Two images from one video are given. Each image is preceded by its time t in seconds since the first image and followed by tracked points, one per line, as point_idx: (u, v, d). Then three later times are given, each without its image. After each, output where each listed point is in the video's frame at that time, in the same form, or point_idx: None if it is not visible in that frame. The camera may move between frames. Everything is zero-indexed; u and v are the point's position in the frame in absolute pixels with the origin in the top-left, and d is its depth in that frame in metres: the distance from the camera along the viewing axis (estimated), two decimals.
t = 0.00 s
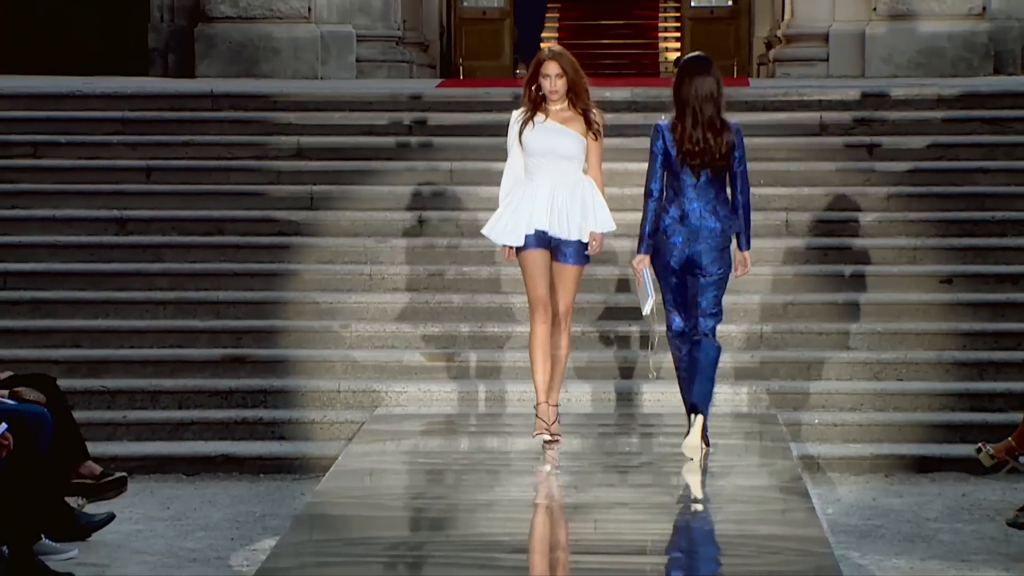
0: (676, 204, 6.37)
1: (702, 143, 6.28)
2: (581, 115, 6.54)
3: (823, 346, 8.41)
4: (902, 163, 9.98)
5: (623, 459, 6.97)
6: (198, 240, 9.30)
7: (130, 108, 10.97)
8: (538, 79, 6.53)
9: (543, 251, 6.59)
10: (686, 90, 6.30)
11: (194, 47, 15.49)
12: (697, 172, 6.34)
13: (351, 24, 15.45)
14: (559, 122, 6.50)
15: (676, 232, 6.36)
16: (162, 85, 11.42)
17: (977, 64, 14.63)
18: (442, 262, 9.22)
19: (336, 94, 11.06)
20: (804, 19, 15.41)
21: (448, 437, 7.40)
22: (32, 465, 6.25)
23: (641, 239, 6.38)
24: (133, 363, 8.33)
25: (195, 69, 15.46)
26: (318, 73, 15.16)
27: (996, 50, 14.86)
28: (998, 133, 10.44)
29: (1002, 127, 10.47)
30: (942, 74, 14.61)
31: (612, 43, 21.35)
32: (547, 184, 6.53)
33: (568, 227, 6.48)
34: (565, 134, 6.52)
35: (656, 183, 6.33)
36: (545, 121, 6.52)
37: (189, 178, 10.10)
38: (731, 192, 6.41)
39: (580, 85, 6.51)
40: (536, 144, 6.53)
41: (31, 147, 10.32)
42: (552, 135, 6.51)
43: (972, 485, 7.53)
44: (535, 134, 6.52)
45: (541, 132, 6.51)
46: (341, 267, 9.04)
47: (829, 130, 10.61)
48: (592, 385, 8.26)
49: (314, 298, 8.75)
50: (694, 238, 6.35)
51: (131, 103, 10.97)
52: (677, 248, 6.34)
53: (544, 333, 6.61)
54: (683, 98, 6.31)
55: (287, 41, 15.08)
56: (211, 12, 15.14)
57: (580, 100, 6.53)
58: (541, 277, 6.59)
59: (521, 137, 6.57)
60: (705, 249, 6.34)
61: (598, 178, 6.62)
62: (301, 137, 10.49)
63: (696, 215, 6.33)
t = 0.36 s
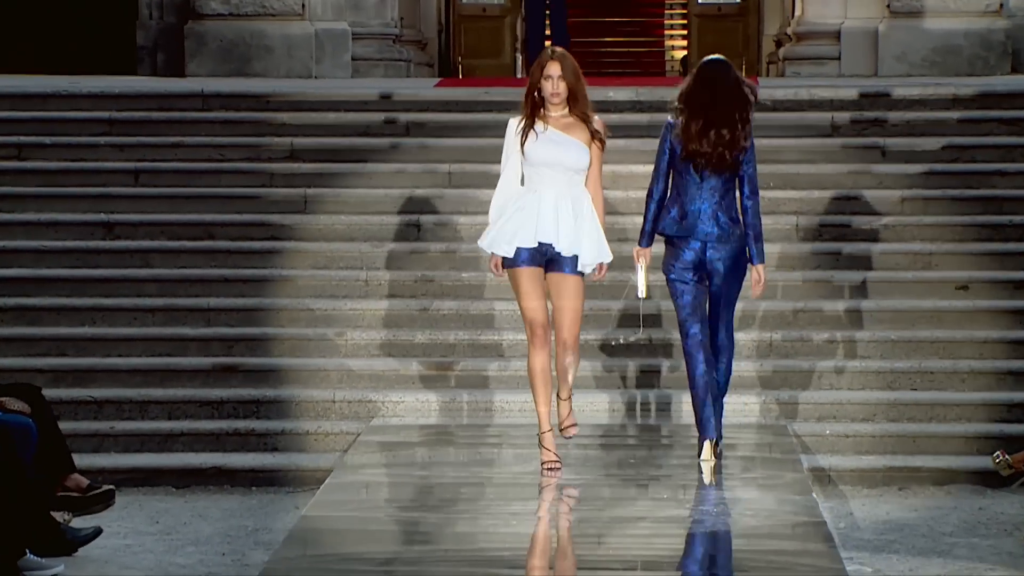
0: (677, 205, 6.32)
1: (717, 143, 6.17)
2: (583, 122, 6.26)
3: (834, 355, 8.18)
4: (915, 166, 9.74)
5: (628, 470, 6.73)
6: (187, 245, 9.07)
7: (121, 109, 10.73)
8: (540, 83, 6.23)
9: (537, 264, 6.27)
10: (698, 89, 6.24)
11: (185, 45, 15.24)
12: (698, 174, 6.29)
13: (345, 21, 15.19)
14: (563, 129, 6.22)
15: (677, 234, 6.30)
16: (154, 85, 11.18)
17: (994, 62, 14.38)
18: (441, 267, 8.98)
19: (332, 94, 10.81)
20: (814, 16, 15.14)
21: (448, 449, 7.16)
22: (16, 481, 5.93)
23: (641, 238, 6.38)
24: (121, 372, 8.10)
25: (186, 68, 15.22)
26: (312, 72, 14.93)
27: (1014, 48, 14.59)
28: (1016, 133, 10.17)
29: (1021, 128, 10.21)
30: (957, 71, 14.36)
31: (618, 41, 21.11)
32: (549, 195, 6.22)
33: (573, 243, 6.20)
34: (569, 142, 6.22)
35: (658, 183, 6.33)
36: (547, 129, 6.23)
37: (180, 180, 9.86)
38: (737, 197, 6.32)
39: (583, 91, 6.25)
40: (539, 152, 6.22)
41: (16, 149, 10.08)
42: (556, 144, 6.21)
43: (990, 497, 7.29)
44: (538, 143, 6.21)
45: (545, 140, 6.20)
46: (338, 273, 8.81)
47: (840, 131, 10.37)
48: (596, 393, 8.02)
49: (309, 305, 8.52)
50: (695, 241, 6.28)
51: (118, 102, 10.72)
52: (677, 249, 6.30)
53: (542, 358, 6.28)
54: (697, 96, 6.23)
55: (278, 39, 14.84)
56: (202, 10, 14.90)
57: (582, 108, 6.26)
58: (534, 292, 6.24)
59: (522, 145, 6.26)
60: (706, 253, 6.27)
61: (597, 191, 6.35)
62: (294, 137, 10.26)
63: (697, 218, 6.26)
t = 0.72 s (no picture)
0: (688, 189, 6.38)
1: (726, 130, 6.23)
2: (582, 142, 6.04)
3: (838, 360, 8.13)
4: (921, 169, 9.70)
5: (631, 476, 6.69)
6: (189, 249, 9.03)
7: (120, 111, 10.68)
8: (538, 100, 6.04)
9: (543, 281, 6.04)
10: (701, 77, 6.30)
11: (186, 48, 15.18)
12: (708, 158, 6.34)
13: (347, 24, 15.13)
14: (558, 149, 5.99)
15: (689, 218, 6.38)
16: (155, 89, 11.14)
17: (1001, 66, 14.25)
18: (445, 272, 8.94)
19: (334, 97, 10.77)
20: (822, 19, 15.14)
21: (451, 455, 7.12)
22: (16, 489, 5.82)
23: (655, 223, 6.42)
24: (122, 376, 8.06)
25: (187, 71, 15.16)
26: (315, 75, 14.88)
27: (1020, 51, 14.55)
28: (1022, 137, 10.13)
29: None
30: (963, 75, 14.28)
31: (620, 44, 21.10)
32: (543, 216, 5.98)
33: (566, 264, 5.90)
34: (563, 161, 5.99)
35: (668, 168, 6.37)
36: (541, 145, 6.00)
37: (182, 182, 9.83)
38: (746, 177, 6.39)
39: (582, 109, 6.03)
40: (531, 172, 5.99)
41: (16, 153, 10.05)
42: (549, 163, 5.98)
43: (996, 503, 7.24)
44: (529, 160, 5.98)
45: (538, 159, 5.97)
46: (341, 277, 8.77)
47: (845, 134, 10.33)
48: (600, 399, 7.97)
49: (311, 309, 8.49)
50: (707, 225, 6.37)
51: (120, 106, 10.68)
52: (690, 234, 6.38)
53: (564, 371, 5.94)
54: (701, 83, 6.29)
55: (280, 42, 14.78)
56: (204, 12, 14.85)
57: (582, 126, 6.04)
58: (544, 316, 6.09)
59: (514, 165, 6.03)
60: (719, 237, 6.37)
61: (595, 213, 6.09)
62: (297, 141, 10.23)
63: (708, 202, 6.34)
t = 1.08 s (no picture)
0: (697, 198, 6.51)
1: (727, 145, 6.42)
2: (587, 123, 5.86)
3: (846, 361, 8.13)
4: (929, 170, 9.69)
5: (640, 476, 6.69)
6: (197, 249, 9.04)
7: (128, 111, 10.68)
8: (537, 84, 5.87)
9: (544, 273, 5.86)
10: (706, 90, 6.45)
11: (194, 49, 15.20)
12: (716, 169, 6.49)
13: (355, 25, 15.14)
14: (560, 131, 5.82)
15: (698, 227, 6.49)
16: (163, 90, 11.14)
17: (1010, 67, 14.22)
18: (453, 272, 8.94)
19: (342, 99, 10.78)
20: (829, 20, 15.25)
21: (459, 455, 7.12)
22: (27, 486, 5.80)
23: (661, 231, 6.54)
24: (131, 377, 8.07)
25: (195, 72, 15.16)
26: (323, 75, 14.89)
27: None
28: None
29: None
30: (972, 76, 14.25)
31: (627, 44, 21.10)
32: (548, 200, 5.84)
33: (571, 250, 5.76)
34: (567, 143, 5.82)
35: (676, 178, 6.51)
36: (544, 129, 5.83)
37: (189, 182, 9.82)
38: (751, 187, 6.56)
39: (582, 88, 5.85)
40: (535, 157, 5.83)
41: (24, 153, 10.06)
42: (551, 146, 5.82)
43: (1006, 504, 7.23)
44: (533, 144, 5.82)
45: (540, 143, 5.81)
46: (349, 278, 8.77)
47: (853, 135, 10.33)
48: (608, 400, 7.97)
49: (320, 309, 8.49)
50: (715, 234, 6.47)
51: (128, 106, 10.68)
52: (699, 243, 6.48)
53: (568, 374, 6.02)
54: (706, 97, 6.44)
55: (288, 43, 14.78)
56: (212, 13, 14.85)
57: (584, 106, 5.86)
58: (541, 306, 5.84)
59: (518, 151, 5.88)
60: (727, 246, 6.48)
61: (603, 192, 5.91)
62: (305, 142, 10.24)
63: (716, 211, 6.48)
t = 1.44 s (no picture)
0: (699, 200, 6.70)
1: (734, 143, 6.53)
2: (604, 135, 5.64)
3: (859, 361, 8.13)
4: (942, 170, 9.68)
5: (654, 476, 6.69)
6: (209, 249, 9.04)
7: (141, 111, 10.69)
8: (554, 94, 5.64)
9: (551, 291, 5.57)
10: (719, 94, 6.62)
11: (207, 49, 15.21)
12: (720, 171, 6.65)
13: (368, 24, 15.14)
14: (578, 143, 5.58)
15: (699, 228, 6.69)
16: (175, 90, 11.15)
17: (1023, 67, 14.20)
18: (465, 272, 8.95)
19: (356, 100, 10.79)
20: (846, 21, 15.15)
21: (473, 455, 7.13)
22: (42, 486, 5.73)
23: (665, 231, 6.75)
24: (144, 377, 8.08)
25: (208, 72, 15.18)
26: (336, 74, 14.89)
27: None
28: None
29: None
30: (985, 77, 14.24)
31: (638, 45, 21.09)
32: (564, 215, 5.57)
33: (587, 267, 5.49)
34: (585, 156, 5.58)
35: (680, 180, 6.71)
36: (561, 141, 5.59)
37: (201, 182, 9.82)
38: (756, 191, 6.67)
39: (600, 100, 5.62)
40: (551, 170, 5.57)
41: (37, 153, 10.06)
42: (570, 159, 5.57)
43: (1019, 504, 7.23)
44: (549, 157, 5.57)
45: (557, 154, 5.56)
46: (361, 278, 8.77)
47: (866, 135, 10.32)
48: (620, 400, 7.97)
49: (333, 309, 8.50)
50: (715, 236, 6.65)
51: (140, 106, 10.69)
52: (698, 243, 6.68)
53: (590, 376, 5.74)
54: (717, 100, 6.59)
55: (301, 43, 14.79)
56: (224, 13, 14.87)
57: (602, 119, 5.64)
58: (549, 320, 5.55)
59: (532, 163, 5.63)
60: (726, 247, 6.65)
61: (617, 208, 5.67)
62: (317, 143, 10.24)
63: (717, 213, 6.64)
